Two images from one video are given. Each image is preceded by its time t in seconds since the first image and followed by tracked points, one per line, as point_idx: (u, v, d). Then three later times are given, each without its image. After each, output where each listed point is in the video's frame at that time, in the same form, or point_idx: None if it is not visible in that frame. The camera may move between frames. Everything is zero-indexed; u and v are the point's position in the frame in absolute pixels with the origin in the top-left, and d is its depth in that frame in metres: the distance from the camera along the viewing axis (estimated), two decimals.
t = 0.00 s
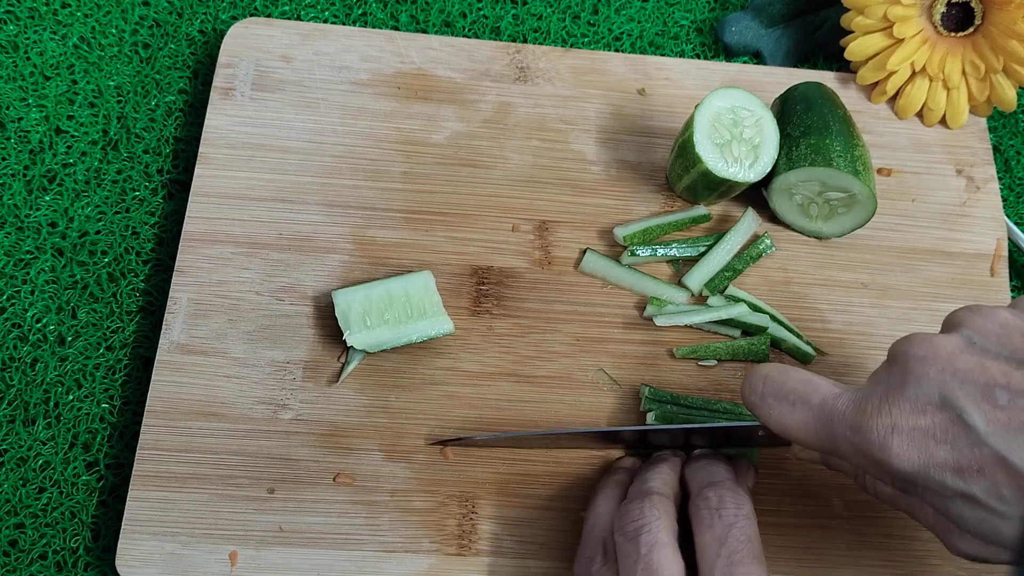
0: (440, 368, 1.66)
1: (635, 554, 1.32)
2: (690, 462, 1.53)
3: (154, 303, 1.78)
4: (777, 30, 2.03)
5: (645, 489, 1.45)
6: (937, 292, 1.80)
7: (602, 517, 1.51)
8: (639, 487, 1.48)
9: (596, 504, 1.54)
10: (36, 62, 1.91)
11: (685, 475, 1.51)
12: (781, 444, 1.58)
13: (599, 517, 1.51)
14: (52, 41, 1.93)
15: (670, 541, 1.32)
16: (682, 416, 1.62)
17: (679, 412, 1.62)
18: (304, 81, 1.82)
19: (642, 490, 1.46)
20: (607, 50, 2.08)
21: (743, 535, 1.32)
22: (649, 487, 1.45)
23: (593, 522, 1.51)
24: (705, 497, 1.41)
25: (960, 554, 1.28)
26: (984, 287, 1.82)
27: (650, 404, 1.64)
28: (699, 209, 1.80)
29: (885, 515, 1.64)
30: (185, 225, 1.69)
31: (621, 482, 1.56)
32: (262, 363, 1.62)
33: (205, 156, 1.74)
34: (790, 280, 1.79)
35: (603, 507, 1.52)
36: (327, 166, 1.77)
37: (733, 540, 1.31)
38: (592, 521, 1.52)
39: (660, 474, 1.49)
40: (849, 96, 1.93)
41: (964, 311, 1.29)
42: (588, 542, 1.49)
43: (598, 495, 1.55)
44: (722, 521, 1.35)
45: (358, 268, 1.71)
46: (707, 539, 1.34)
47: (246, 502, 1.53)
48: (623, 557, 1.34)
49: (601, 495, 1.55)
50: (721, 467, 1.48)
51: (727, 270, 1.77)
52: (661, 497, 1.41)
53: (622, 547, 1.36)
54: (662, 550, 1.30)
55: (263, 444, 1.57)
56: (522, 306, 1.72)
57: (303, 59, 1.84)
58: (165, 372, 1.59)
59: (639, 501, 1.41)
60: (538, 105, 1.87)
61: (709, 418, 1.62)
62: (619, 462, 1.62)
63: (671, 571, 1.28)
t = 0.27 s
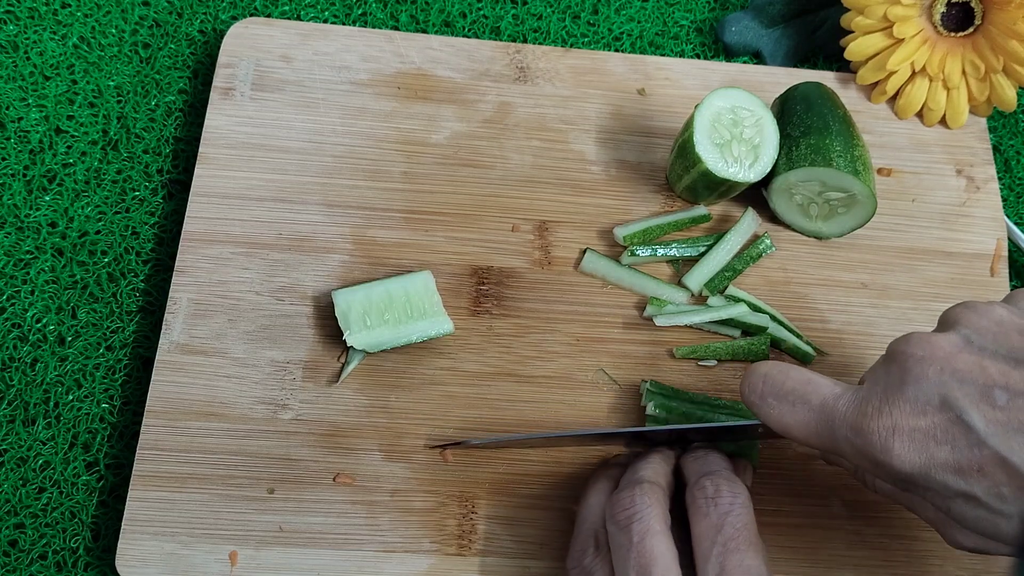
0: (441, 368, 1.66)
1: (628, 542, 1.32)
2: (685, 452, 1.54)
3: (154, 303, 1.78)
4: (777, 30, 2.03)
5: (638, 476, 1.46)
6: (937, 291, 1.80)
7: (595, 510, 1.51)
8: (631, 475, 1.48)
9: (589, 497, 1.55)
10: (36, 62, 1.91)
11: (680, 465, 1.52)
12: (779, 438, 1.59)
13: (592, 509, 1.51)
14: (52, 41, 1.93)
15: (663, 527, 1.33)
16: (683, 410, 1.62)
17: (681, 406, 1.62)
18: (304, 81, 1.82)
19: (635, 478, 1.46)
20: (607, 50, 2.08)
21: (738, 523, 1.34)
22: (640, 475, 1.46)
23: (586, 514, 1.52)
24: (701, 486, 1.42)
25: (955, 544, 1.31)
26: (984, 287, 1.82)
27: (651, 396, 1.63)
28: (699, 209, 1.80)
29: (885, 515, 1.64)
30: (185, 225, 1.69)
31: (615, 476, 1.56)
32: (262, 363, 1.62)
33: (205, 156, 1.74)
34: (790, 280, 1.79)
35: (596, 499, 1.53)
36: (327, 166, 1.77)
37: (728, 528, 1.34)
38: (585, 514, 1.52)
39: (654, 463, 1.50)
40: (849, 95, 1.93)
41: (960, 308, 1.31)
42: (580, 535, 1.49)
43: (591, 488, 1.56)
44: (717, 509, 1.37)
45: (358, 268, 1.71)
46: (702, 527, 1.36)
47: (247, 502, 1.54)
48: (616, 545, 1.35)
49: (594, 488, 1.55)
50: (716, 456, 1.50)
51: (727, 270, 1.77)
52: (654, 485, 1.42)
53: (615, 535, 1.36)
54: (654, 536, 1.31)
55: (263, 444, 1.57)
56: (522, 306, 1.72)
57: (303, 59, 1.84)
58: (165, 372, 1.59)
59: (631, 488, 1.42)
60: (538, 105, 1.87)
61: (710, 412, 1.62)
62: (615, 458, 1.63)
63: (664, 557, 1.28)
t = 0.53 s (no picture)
0: (440, 368, 1.66)
1: (620, 552, 1.32)
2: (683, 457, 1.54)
3: (154, 303, 1.78)
4: (777, 30, 2.03)
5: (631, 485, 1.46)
6: (937, 292, 1.80)
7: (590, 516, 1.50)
8: (623, 483, 1.48)
9: (584, 502, 1.54)
10: (36, 62, 1.91)
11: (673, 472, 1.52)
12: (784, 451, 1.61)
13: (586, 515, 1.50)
14: (52, 41, 1.93)
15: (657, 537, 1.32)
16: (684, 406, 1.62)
17: (682, 402, 1.62)
18: (304, 81, 1.82)
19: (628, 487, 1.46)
20: (607, 50, 2.07)
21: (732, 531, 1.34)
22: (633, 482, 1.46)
23: (581, 521, 1.51)
24: (694, 493, 1.43)
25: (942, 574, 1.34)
26: (983, 287, 1.82)
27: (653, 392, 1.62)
28: (699, 209, 1.80)
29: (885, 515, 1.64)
30: (185, 225, 1.69)
31: (611, 480, 1.55)
32: (262, 363, 1.62)
33: (205, 156, 1.74)
34: (790, 280, 1.79)
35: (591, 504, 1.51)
36: (327, 166, 1.77)
37: (722, 535, 1.34)
38: (580, 520, 1.51)
39: (648, 469, 1.49)
40: (849, 96, 1.93)
41: (969, 349, 1.34)
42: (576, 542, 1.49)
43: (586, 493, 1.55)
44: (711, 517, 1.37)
45: (358, 268, 1.71)
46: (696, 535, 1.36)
47: (247, 502, 1.54)
48: (610, 556, 1.34)
49: (588, 494, 1.55)
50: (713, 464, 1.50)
51: (727, 270, 1.77)
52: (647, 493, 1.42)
53: (608, 545, 1.36)
54: (647, 546, 1.31)
55: (264, 444, 1.57)
56: (522, 306, 1.72)
57: (303, 59, 1.84)
58: (165, 372, 1.59)
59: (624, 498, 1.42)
60: (538, 105, 1.87)
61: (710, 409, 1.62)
62: (614, 460, 1.62)
63: (659, 569, 1.28)
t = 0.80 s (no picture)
0: (440, 368, 1.66)
1: (619, 553, 1.32)
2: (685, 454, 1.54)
3: (154, 303, 1.78)
4: (777, 30, 2.03)
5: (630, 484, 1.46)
6: (937, 292, 1.80)
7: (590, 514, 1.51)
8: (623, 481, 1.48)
9: (583, 501, 1.54)
10: (36, 62, 1.91)
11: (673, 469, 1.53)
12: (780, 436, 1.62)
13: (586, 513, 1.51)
14: (52, 41, 1.93)
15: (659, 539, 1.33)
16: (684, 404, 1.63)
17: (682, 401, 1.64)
18: (304, 81, 1.82)
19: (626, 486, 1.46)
20: (607, 50, 2.08)
21: (733, 531, 1.35)
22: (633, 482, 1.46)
23: (580, 518, 1.51)
24: (695, 492, 1.43)
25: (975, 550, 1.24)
26: (983, 287, 1.82)
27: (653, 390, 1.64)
28: (699, 209, 1.80)
29: (885, 515, 1.64)
30: (185, 225, 1.69)
31: (610, 479, 1.55)
32: (262, 363, 1.62)
33: (205, 156, 1.74)
34: (790, 280, 1.79)
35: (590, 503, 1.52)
36: (327, 166, 1.77)
37: (722, 535, 1.35)
38: (579, 518, 1.51)
39: (648, 469, 1.49)
40: (849, 95, 1.93)
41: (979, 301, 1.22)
42: (575, 541, 1.49)
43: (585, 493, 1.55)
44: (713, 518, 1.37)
45: (358, 268, 1.71)
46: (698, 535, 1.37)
47: (247, 502, 1.53)
48: (609, 556, 1.35)
49: (588, 492, 1.55)
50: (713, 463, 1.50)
51: (727, 270, 1.77)
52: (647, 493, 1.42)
53: (607, 544, 1.36)
54: (646, 546, 1.31)
55: (263, 444, 1.57)
56: (522, 306, 1.72)
57: (303, 59, 1.84)
58: (165, 372, 1.59)
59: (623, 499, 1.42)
60: (538, 105, 1.87)
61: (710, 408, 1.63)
62: (614, 459, 1.63)
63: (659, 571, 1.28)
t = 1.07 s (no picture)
0: (440, 368, 1.66)
1: (618, 550, 1.32)
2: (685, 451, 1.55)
3: (154, 303, 1.78)
4: (777, 30, 2.03)
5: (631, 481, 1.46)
6: (937, 292, 1.80)
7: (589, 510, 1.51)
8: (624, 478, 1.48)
9: (583, 500, 1.54)
10: (36, 62, 1.91)
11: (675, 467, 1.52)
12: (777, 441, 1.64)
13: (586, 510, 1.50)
14: (52, 41, 1.93)
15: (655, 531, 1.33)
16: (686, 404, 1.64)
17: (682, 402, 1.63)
18: (304, 81, 1.82)
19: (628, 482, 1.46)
20: (607, 50, 2.07)
21: (733, 528, 1.34)
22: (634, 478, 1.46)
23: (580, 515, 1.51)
24: (695, 489, 1.42)
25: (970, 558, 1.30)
26: (983, 287, 1.82)
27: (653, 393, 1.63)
28: (699, 209, 1.80)
29: (885, 515, 1.64)
30: (185, 225, 1.69)
31: (611, 478, 1.55)
32: (262, 363, 1.62)
33: (205, 156, 1.74)
34: (790, 280, 1.79)
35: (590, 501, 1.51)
36: (327, 166, 1.77)
37: (722, 531, 1.34)
38: (578, 517, 1.51)
39: (650, 466, 1.49)
40: (849, 96, 1.93)
41: (978, 313, 1.32)
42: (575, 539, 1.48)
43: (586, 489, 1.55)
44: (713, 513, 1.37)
45: (358, 268, 1.71)
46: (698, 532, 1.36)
47: (247, 502, 1.54)
48: (608, 553, 1.34)
49: (589, 488, 1.55)
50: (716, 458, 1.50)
51: (727, 270, 1.77)
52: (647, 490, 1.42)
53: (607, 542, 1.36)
54: (646, 544, 1.30)
55: (263, 444, 1.57)
56: (522, 306, 1.72)
57: (303, 59, 1.84)
58: (165, 372, 1.59)
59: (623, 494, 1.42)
60: (538, 105, 1.87)
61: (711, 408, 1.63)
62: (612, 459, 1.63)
63: (656, 567, 1.28)
